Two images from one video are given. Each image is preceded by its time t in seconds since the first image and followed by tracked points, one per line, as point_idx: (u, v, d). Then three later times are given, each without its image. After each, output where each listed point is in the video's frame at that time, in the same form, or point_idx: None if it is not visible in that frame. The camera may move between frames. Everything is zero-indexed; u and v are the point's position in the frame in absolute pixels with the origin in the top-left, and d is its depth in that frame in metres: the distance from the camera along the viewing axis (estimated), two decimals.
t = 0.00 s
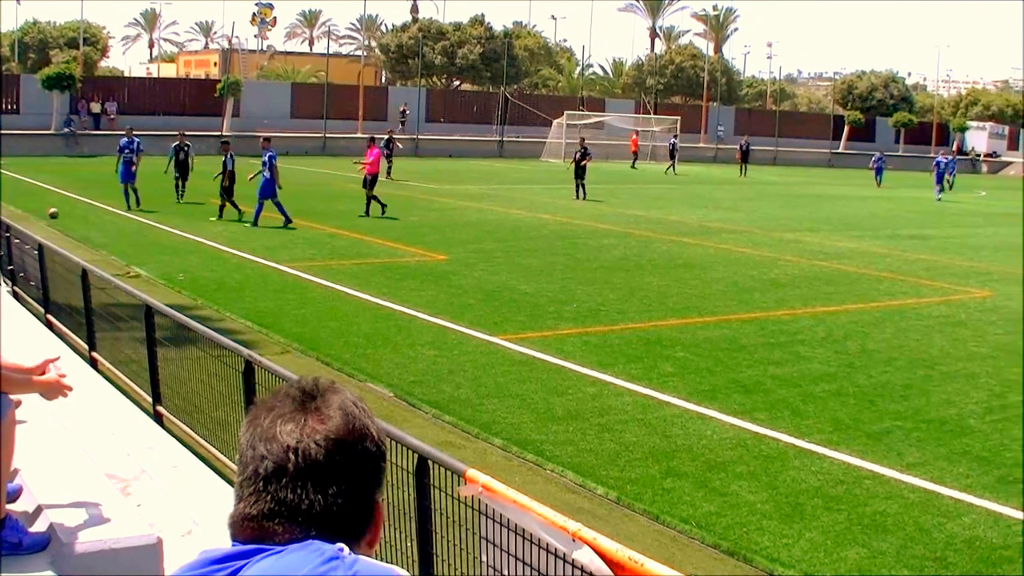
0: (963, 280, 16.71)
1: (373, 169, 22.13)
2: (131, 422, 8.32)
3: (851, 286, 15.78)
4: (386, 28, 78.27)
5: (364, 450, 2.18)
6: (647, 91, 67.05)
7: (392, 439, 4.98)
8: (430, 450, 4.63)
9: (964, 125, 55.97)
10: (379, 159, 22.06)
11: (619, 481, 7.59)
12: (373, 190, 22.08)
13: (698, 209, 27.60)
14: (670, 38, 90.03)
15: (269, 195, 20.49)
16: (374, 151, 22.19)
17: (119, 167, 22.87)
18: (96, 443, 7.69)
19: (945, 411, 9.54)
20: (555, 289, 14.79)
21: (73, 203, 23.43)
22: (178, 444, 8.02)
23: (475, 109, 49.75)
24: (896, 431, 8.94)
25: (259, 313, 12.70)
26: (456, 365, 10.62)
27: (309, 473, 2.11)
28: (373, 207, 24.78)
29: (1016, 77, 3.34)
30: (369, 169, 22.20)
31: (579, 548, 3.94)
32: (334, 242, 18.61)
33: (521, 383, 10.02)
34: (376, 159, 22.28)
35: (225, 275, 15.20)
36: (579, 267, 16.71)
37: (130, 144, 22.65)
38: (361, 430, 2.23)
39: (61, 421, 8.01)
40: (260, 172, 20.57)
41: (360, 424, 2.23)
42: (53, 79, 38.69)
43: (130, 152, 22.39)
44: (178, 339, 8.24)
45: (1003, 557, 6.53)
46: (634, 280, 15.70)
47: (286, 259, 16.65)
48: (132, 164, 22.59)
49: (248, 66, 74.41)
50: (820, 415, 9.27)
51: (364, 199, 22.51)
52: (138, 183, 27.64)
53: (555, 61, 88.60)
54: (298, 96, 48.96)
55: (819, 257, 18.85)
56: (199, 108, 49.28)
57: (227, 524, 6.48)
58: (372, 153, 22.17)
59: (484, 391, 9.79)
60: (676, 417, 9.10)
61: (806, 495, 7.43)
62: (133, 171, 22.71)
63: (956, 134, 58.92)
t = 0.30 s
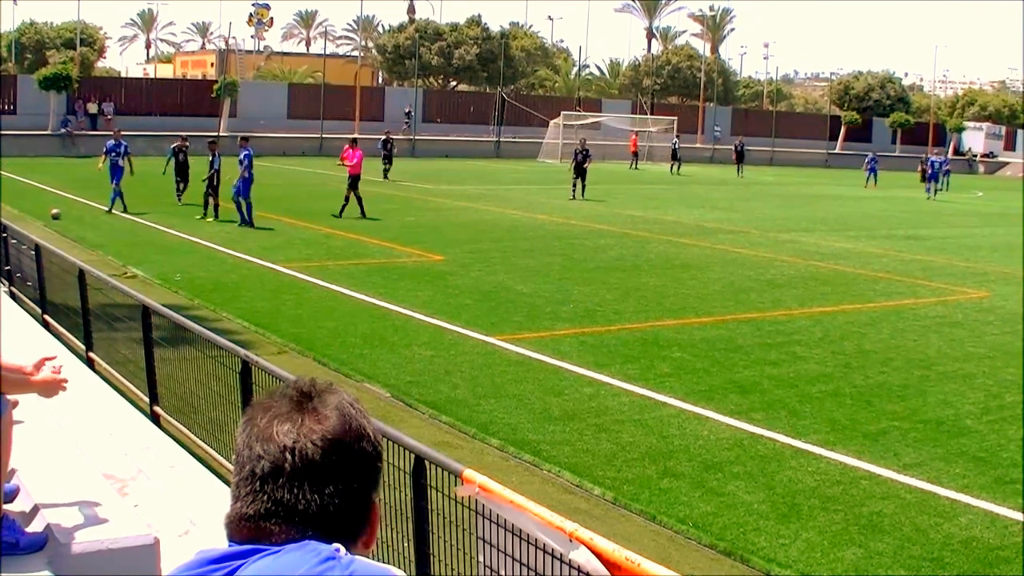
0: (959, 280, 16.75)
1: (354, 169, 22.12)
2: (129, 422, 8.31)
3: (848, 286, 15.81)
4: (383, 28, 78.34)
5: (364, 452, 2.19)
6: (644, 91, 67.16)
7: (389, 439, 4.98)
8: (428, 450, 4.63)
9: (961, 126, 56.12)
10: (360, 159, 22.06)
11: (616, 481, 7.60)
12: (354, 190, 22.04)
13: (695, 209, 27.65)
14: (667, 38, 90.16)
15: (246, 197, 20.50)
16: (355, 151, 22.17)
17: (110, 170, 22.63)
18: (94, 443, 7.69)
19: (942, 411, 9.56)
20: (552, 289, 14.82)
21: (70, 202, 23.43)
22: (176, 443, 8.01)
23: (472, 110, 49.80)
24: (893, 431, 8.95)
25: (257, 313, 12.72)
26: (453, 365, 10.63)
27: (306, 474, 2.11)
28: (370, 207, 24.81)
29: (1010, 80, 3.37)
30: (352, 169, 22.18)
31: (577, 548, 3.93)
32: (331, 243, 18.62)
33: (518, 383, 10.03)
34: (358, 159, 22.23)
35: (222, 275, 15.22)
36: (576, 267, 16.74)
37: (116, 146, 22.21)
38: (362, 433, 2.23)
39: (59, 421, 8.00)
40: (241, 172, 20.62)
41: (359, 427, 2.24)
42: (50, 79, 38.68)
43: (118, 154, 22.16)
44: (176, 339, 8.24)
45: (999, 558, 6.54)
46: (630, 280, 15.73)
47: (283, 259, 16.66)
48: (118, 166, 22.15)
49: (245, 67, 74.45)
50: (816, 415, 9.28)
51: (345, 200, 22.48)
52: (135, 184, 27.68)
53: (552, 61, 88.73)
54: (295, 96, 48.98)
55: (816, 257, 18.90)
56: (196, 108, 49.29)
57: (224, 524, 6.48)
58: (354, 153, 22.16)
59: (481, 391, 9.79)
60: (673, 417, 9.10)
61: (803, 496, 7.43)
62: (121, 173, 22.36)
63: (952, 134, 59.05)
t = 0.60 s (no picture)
0: (960, 280, 16.76)
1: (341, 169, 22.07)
2: (129, 422, 8.31)
3: (848, 285, 15.81)
4: (383, 28, 78.32)
5: (365, 455, 2.19)
6: (644, 91, 67.20)
7: (389, 439, 4.97)
8: (428, 451, 4.62)
9: (961, 125, 56.12)
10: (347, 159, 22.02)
11: (617, 481, 7.59)
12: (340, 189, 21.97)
13: (695, 209, 27.65)
14: (666, 39, 90.21)
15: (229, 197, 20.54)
16: (343, 150, 22.14)
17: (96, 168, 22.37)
18: (94, 443, 7.68)
19: (942, 411, 9.55)
20: (552, 289, 14.82)
21: (70, 203, 23.42)
22: (176, 443, 8.01)
23: (472, 110, 49.81)
24: (894, 431, 8.95)
25: (257, 313, 12.72)
26: (453, 365, 10.62)
27: (306, 474, 2.11)
28: (370, 207, 24.80)
29: (1013, 78, 3.37)
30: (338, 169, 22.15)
31: (577, 549, 3.92)
32: (331, 243, 18.62)
33: (518, 383, 10.02)
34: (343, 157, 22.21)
35: (222, 275, 15.21)
36: (576, 267, 16.73)
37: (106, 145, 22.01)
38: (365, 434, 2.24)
39: (59, 421, 8.00)
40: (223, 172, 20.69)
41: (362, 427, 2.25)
42: (51, 79, 38.65)
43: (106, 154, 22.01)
44: (176, 339, 8.23)
45: (1000, 558, 6.53)
46: (630, 280, 15.73)
47: (283, 259, 16.67)
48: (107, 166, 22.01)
49: (246, 66, 74.46)
50: (816, 416, 9.28)
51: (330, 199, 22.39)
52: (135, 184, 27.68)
53: (552, 61, 88.75)
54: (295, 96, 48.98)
55: (816, 257, 18.90)
56: (196, 108, 49.29)
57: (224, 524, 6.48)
58: (341, 152, 22.11)
59: (481, 391, 9.79)
60: (673, 417, 9.10)
61: (803, 496, 7.43)
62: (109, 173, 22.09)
63: (953, 133, 59.03)
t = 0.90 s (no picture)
0: (960, 280, 16.75)
1: (326, 170, 21.99)
2: (128, 421, 8.31)
3: (848, 285, 15.82)
4: (383, 28, 78.30)
5: (366, 456, 2.20)
6: (644, 91, 67.24)
7: (389, 439, 4.97)
8: (428, 451, 4.63)
9: (961, 125, 56.15)
10: (332, 159, 21.94)
11: (617, 481, 7.59)
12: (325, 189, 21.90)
13: (695, 209, 27.65)
14: (666, 39, 90.17)
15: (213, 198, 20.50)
16: (328, 150, 22.05)
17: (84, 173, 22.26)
18: (94, 443, 7.67)
19: (942, 411, 9.55)
20: (552, 289, 14.82)
21: (70, 203, 23.42)
22: (176, 443, 8.01)
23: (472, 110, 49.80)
24: (894, 431, 8.95)
25: (257, 313, 12.73)
26: (453, 365, 10.62)
27: (305, 473, 2.11)
28: (370, 207, 24.80)
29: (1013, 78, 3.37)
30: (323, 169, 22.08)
31: (577, 549, 3.92)
32: (331, 242, 18.63)
33: (518, 383, 10.03)
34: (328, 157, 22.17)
35: (222, 275, 15.23)
36: (576, 267, 16.74)
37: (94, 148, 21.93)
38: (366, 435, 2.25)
39: (59, 420, 7.99)
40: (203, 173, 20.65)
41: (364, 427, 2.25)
42: (51, 79, 38.66)
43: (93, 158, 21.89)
44: (176, 339, 8.23)
45: (1000, 558, 6.53)
46: (630, 280, 15.73)
47: (283, 259, 16.67)
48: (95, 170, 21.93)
49: (246, 67, 74.47)
50: (816, 415, 9.28)
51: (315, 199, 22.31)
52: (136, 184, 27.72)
53: (552, 61, 88.73)
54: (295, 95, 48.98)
55: (816, 257, 18.89)
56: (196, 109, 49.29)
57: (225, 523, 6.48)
58: (326, 153, 22.03)
59: (481, 391, 9.79)
60: (673, 417, 9.10)
61: (803, 495, 7.43)
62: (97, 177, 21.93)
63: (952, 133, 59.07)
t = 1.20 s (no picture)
0: (960, 280, 16.75)
1: (311, 169, 21.97)
2: (128, 421, 8.31)
3: (848, 285, 15.81)
4: (383, 28, 78.33)
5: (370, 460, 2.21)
6: (645, 91, 67.23)
7: (389, 439, 4.97)
8: (429, 451, 4.63)
9: (962, 125, 56.12)
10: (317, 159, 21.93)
11: (617, 481, 7.59)
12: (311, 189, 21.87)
13: (695, 209, 27.61)
14: (667, 38, 90.15)
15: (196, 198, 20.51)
16: (313, 151, 22.05)
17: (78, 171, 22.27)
18: (94, 444, 7.66)
19: (942, 411, 9.55)
20: (552, 289, 14.82)
21: (70, 203, 23.43)
22: (175, 443, 8.01)
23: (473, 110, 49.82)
24: (894, 431, 8.94)
25: (257, 313, 12.73)
26: (453, 365, 10.62)
27: (306, 473, 2.11)
28: (371, 207, 24.80)
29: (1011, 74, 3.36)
30: (308, 168, 22.04)
31: (577, 549, 3.91)
32: (331, 242, 18.63)
33: (519, 383, 10.02)
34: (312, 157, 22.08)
35: (223, 275, 15.24)
36: (577, 267, 16.73)
37: (85, 147, 21.89)
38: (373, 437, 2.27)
39: (58, 420, 7.98)
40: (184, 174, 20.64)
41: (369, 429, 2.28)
42: (51, 79, 38.68)
43: (86, 157, 21.87)
44: (176, 340, 8.23)
45: (1000, 558, 6.53)
46: (631, 280, 15.73)
47: (284, 259, 16.67)
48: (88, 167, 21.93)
49: (246, 67, 74.41)
50: (816, 416, 9.27)
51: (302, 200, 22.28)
52: (137, 184, 27.74)
53: (553, 60, 88.73)
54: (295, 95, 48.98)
55: (816, 257, 18.88)
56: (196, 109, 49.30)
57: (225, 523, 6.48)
58: (310, 153, 22.03)
59: (481, 391, 9.79)
60: (673, 417, 9.10)
61: (804, 496, 7.42)
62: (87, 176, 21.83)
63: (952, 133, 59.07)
